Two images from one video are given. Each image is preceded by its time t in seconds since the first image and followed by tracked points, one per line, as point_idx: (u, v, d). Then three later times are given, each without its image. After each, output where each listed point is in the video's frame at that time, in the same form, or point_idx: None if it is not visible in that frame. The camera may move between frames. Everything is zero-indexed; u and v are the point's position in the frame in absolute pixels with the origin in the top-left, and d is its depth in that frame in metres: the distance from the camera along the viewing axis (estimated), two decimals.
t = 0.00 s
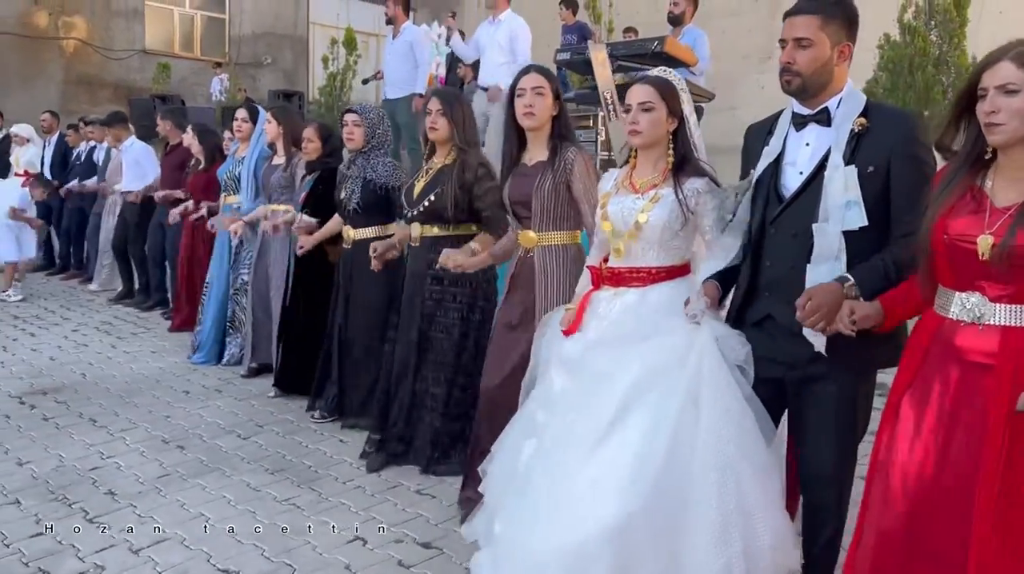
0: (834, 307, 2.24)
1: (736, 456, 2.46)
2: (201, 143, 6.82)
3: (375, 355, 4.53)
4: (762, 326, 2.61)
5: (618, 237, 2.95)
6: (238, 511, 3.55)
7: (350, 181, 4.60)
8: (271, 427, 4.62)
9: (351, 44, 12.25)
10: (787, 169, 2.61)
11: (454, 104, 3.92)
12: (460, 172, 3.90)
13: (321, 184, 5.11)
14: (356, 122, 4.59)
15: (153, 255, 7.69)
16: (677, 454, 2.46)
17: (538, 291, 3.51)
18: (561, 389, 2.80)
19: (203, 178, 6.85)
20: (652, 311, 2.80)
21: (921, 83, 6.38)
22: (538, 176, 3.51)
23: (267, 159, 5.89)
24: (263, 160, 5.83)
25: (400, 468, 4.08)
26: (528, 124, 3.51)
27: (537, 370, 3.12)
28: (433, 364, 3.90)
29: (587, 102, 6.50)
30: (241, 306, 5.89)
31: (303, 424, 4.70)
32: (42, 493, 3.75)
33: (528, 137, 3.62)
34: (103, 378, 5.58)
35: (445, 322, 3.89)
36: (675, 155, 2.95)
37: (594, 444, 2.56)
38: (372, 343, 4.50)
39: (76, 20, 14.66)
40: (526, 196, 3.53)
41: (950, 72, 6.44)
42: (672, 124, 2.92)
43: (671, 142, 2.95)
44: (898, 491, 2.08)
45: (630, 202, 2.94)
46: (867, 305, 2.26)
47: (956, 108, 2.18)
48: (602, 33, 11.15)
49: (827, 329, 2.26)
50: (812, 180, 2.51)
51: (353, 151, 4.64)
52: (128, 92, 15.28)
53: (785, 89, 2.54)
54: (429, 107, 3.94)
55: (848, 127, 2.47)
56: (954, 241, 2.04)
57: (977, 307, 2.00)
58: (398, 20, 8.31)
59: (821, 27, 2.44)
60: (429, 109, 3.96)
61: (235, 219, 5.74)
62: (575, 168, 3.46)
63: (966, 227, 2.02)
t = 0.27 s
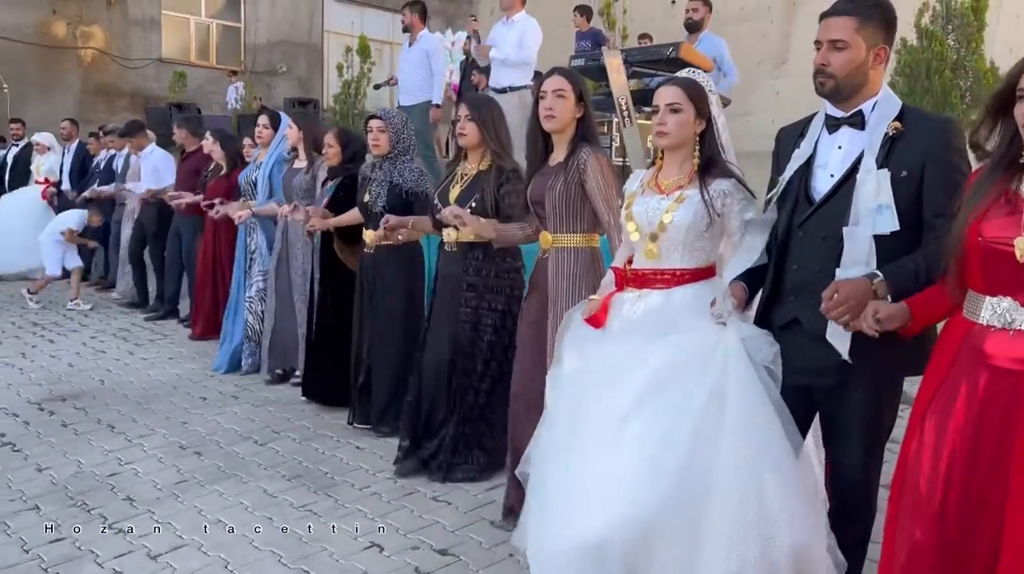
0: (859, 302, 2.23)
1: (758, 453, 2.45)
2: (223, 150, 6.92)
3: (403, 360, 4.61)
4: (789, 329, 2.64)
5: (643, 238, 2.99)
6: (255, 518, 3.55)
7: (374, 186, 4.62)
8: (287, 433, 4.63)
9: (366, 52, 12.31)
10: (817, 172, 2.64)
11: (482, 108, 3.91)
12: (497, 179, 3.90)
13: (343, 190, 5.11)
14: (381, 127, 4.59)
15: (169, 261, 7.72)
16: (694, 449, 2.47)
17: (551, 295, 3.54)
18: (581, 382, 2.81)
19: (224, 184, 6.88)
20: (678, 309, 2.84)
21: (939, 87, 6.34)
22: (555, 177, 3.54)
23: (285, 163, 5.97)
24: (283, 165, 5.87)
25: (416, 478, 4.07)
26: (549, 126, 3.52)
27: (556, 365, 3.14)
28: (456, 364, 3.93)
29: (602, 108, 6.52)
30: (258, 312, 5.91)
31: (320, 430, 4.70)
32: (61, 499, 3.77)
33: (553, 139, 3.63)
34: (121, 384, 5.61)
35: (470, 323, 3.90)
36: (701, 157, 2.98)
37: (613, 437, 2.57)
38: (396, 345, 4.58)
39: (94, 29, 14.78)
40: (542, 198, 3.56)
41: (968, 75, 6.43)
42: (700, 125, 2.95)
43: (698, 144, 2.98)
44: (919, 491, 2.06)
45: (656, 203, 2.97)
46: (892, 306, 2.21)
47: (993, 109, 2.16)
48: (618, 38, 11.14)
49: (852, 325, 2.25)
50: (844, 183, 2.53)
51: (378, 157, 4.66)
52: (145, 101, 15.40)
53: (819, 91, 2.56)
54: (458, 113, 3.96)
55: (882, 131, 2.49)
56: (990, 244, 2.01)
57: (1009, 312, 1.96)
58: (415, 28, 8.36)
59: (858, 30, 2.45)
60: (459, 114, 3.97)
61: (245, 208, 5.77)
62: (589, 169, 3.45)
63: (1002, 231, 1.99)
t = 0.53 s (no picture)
0: (902, 310, 2.23)
1: (790, 470, 2.42)
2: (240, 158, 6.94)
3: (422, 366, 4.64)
4: (813, 334, 2.62)
5: (668, 245, 2.95)
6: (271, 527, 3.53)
7: (389, 193, 4.59)
8: (303, 441, 4.61)
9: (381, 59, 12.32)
10: (843, 175, 2.62)
11: (503, 115, 3.89)
12: (507, 186, 3.83)
13: (356, 200, 5.12)
14: (397, 134, 4.57)
15: (185, 269, 7.75)
16: (729, 461, 2.46)
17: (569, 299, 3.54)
18: (608, 396, 2.79)
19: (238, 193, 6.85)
20: (705, 317, 2.81)
21: (959, 91, 6.28)
22: (574, 182, 3.51)
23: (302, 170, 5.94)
24: (300, 170, 5.82)
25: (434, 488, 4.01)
26: (566, 131, 3.49)
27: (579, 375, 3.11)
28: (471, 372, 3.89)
29: (619, 114, 6.49)
30: (269, 319, 5.93)
31: (335, 438, 4.69)
32: (78, 507, 3.77)
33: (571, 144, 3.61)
34: (137, 392, 5.60)
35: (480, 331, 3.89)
36: (727, 162, 2.95)
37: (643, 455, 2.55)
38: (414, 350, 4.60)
39: (111, 39, 14.86)
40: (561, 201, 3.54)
41: (988, 80, 6.38)
42: (726, 130, 2.92)
43: (724, 149, 2.95)
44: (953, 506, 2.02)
45: (679, 209, 2.95)
46: (940, 304, 2.20)
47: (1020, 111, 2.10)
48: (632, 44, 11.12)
49: (897, 332, 2.25)
50: (870, 186, 2.51)
51: (394, 164, 4.63)
52: (161, 109, 15.49)
53: (842, 92, 2.53)
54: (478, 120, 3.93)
55: (910, 134, 2.45)
56: (1016, 249, 1.95)
57: None
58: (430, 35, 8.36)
59: (885, 32, 2.43)
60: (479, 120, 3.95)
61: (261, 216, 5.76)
62: (610, 174, 3.42)
63: None
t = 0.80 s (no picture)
0: (910, 328, 2.17)
1: (808, 483, 2.38)
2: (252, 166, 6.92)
3: (439, 374, 4.61)
4: (838, 348, 2.57)
5: (693, 255, 2.91)
6: (286, 538, 3.50)
7: (405, 201, 4.59)
8: (318, 451, 4.58)
9: (394, 67, 12.33)
10: (868, 186, 2.58)
11: (521, 124, 3.85)
12: (531, 195, 3.83)
13: (370, 209, 5.10)
14: (413, 141, 4.51)
15: (200, 278, 7.75)
16: (745, 479, 2.42)
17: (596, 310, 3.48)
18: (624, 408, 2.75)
19: (254, 202, 6.86)
20: (724, 329, 2.78)
21: (980, 96, 6.20)
22: (601, 192, 3.46)
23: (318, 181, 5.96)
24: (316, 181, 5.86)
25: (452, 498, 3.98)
26: (581, 140, 3.47)
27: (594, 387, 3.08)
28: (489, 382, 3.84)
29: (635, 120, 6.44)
30: (287, 329, 5.93)
31: (349, 447, 4.65)
32: (92, 517, 3.74)
33: (589, 153, 3.59)
34: (151, 401, 5.58)
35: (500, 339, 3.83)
36: (754, 170, 2.90)
37: (660, 468, 2.51)
38: (430, 359, 4.58)
39: (126, 47, 14.94)
40: (590, 211, 3.47)
41: (1009, 85, 6.30)
42: (751, 138, 2.87)
43: (750, 157, 2.90)
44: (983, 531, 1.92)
45: (704, 218, 2.90)
46: (950, 326, 2.14)
47: None
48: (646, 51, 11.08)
49: (906, 354, 2.18)
50: (893, 198, 2.47)
51: (408, 171, 4.60)
52: (175, 117, 15.56)
53: (866, 100, 2.51)
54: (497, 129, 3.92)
55: (936, 143, 2.41)
56: None
57: None
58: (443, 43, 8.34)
59: (911, 40, 2.41)
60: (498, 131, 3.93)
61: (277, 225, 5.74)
62: (640, 185, 3.40)
63: None
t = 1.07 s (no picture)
0: (918, 334, 2.12)
1: (824, 496, 2.33)
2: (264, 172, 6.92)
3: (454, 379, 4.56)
4: (852, 355, 2.53)
5: (702, 262, 2.89)
6: (300, 550, 3.44)
7: (415, 208, 4.54)
8: (331, 460, 4.53)
9: (405, 73, 12.33)
10: (880, 190, 2.52)
11: (535, 129, 3.81)
12: (550, 202, 3.80)
13: (381, 214, 5.07)
14: (422, 147, 4.51)
15: (214, 286, 7.72)
16: (763, 492, 2.37)
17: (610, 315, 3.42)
18: (637, 419, 2.70)
19: (265, 207, 6.86)
20: (741, 338, 2.73)
21: (999, 99, 6.10)
22: (614, 197, 3.40)
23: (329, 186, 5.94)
24: (328, 184, 5.81)
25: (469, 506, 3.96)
26: (587, 145, 3.43)
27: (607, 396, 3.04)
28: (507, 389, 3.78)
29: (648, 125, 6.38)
30: (303, 336, 5.86)
31: (362, 457, 4.60)
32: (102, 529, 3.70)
33: (598, 157, 3.52)
34: (163, 410, 5.54)
35: (519, 347, 3.77)
36: (765, 175, 2.85)
37: (675, 482, 2.47)
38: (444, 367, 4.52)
39: (138, 55, 14.98)
40: (603, 215, 3.40)
41: None
42: (762, 143, 2.82)
43: (761, 162, 2.85)
44: None
45: (717, 224, 2.86)
46: (954, 336, 2.11)
47: None
48: (658, 56, 11.04)
49: (912, 359, 2.13)
50: (907, 203, 2.40)
51: (419, 177, 4.57)
52: (187, 125, 15.60)
53: (876, 105, 2.43)
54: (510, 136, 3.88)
55: (948, 147, 2.34)
56: None
57: None
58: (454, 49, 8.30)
59: (920, 44, 2.32)
60: (511, 136, 3.90)
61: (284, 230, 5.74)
62: (653, 189, 3.35)
63: None
